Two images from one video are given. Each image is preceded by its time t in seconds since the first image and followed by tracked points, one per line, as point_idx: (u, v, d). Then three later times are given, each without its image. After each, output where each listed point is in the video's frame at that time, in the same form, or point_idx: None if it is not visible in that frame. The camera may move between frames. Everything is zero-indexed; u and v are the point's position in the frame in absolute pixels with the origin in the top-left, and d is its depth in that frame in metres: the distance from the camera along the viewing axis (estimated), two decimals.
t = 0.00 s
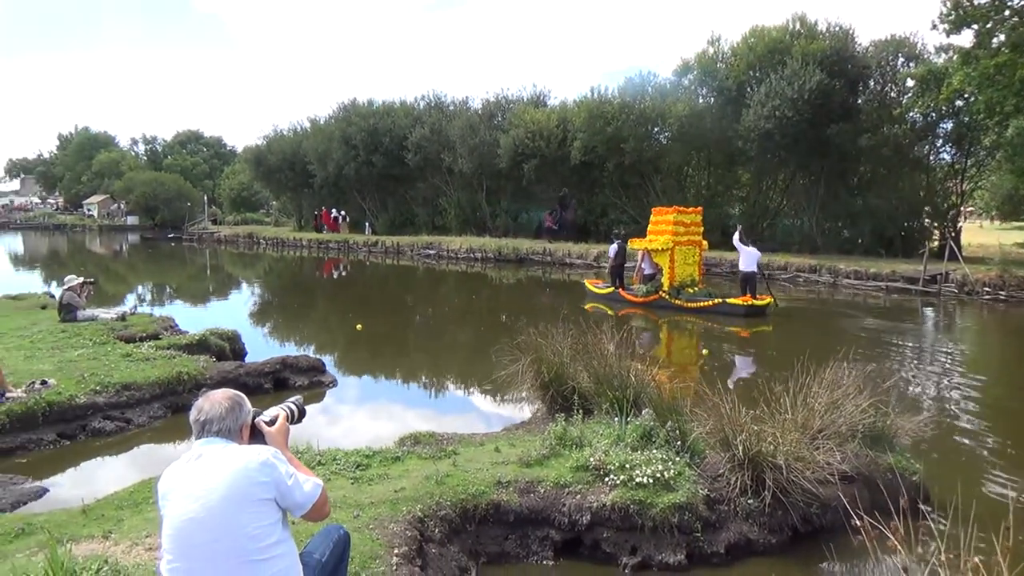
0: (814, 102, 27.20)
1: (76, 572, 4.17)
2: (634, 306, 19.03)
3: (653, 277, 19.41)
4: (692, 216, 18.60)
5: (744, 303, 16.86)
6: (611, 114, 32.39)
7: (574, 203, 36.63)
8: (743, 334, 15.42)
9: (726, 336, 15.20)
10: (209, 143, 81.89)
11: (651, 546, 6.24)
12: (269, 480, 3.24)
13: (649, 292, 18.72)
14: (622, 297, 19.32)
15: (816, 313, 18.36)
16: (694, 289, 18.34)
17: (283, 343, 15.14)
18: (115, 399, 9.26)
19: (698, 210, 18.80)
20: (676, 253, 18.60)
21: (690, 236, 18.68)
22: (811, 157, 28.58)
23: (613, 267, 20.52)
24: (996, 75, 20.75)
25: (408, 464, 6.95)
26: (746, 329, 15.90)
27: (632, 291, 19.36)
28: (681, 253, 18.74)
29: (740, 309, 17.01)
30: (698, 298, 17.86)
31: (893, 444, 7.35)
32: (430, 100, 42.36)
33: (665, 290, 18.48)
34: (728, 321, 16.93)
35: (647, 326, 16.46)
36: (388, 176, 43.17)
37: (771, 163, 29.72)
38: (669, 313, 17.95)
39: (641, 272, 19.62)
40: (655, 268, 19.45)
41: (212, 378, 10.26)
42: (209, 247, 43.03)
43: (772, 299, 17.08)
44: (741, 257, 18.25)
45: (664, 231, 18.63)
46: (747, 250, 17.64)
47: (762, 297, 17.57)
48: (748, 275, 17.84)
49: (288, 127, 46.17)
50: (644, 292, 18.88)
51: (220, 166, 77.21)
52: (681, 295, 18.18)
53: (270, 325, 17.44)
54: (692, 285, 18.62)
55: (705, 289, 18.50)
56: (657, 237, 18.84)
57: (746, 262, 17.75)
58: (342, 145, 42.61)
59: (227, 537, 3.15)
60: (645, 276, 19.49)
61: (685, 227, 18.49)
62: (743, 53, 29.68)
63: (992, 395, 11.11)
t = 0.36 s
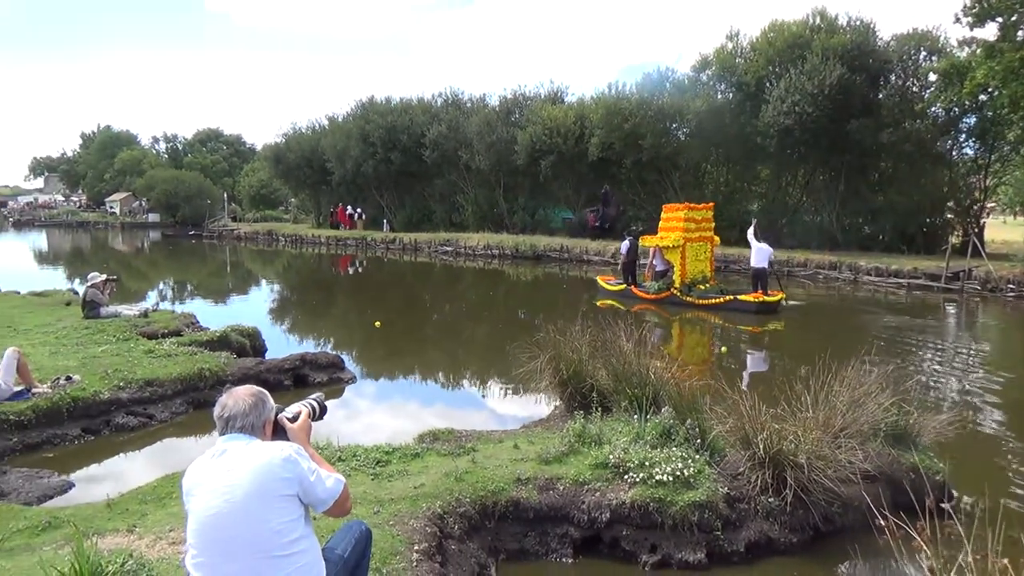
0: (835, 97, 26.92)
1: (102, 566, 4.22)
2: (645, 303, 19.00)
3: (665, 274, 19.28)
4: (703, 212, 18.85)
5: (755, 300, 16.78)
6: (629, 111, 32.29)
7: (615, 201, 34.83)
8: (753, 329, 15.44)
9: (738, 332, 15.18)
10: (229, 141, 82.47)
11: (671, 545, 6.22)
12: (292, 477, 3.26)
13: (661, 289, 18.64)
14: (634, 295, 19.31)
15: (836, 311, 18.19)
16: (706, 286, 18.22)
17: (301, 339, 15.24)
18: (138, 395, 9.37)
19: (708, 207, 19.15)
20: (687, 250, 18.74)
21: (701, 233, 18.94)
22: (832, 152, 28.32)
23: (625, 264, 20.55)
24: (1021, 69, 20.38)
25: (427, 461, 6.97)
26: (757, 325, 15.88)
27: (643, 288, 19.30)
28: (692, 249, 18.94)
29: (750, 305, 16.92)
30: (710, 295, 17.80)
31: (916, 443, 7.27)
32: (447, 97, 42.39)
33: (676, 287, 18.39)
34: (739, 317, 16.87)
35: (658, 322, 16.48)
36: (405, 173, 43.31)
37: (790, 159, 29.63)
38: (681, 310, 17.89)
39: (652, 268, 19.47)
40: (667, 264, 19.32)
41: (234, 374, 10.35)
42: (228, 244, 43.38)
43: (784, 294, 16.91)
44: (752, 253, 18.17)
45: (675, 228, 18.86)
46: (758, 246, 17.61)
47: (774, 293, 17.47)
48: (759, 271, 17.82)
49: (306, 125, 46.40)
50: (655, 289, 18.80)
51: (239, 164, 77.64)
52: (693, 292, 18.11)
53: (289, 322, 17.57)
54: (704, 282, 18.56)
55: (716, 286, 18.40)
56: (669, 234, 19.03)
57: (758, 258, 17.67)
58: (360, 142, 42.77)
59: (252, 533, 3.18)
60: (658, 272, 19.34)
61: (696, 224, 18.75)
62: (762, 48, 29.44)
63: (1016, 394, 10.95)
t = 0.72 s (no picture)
0: (856, 96, 26.63)
1: (125, 561, 4.27)
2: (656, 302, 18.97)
3: (676, 274, 19.23)
4: (714, 212, 18.81)
5: (766, 298, 16.84)
6: (647, 109, 32.17)
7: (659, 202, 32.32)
8: (764, 329, 15.36)
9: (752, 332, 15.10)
10: (248, 140, 83.10)
11: (690, 546, 6.18)
12: (312, 475, 3.28)
13: (672, 288, 18.65)
14: (646, 294, 19.25)
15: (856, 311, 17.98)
16: (717, 285, 18.37)
17: (319, 337, 15.32)
18: (160, 391, 9.46)
19: (718, 206, 19.05)
20: (698, 249, 18.67)
21: (712, 232, 18.86)
22: (853, 151, 28.04)
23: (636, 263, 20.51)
24: None
25: (445, 460, 6.98)
26: (768, 325, 15.81)
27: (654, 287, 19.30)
28: (703, 249, 18.85)
29: (762, 304, 16.96)
30: (721, 294, 17.86)
31: (940, 446, 7.17)
32: (465, 96, 42.42)
33: (687, 287, 18.42)
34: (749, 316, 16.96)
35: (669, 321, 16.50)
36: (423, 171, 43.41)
37: (810, 158, 29.36)
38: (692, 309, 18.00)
39: (663, 267, 19.37)
40: (678, 263, 19.28)
41: (254, 371, 10.41)
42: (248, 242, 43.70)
43: (795, 294, 16.93)
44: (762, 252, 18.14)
45: (686, 227, 18.72)
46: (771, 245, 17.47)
47: (785, 292, 17.49)
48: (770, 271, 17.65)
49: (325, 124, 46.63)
50: (666, 288, 18.82)
51: (259, 162, 78.19)
52: (704, 291, 18.17)
53: (307, 320, 17.66)
54: (714, 281, 18.71)
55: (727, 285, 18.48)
56: (680, 233, 18.87)
57: (769, 258, 17.62)
58: (378, 141, 42.91)
59: (273, 528, 3.20)
60: (669, 272, 19.28)
61: (707, 223, 18.65)
62: (782, 46, 29.22)
63: None
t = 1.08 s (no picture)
0: (876, 97, 26.35)
1: (144, 557, 4.30)
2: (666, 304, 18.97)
3: (687, 275, 19.51)
4: (725, 213, 18.55)
5: (777, 301, 16.71)
6: (664, 110, 32.05)
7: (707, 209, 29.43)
8: (775, 330, 15.33)
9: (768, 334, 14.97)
10: (267, 139, 83.68)
11: (707, 549, 6.15)
12: (331, 473, 3.28)
13: (683, 289, 18.75)
14: (656, 295, 19.24)
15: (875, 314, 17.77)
16: (728, 287, 18.38)
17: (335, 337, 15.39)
18: (179, 389, 9.54)
19: (729, 206, 18.82)
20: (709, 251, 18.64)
21: (723, 233, 18.71)
22: (872, 153, 27.74)
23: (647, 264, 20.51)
24: None
25: (461, 460, 6.98)
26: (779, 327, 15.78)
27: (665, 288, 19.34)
28: (714, 250, 18.70)
29: (773, 307, 16.90)
30: (731, 296, 17.92)
31: (960, 452, 7.08)
32: (482, 96, 42.42)
33: (698, 288, 18.50)
34: (760, 318, 16.87)
35: (680, 322, 16.46)
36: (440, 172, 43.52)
37: (829, 160, 29.11)
38: (702, 310, 17.99)
39: (675, 268, 19.62)
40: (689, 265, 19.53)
41: (272, 370, 10.47)
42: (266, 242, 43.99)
43: (806, 296, 16.84)
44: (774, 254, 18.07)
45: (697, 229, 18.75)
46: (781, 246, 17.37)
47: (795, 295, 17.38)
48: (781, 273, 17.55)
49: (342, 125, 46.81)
50: (677, 290, 18.87)
51: (277, 162, 78.67)
52: (714, 292, 18.23)
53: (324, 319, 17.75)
54: (725, 282, 18.61)
55: (738, 287, 18.52)
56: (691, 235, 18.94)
57: (781, 260, 17.56)
58: (395, 141, 43.02)
59: (292, 526, 3.21)
60: (680, 273, 19.53)
61: (718, 224, 18.47)
62: (801, 46, 28.99)
63: None
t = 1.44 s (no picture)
0: (895, 100, 26.09)
1: (161, 555, 4.32)
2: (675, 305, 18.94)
3: (696, 277, 19.13)
4: (735, 216, 18.80)
5: (787, 303, 16.67)
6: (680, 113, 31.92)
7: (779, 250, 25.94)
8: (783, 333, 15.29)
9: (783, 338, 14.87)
10: (284, 140, 84.23)
11: (722, 554, 6.10)
12: (348, 472, 3.28)
13: (691, 291, 18.63)
14: (665, 296, 19.22)
15: (893, 319, 17.58)
16: (736, 289, 18.37)
17: (350, 337, 15.46)
18: (196, 388, 9.61)
19: (739, 210, 19.07)
20: (718, 253, 18.71)
21: (732, 236, 18.89)
22: (891, 156, 27.48)
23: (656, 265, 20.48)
24: None
25: (475, 461, 6.98)
26: (787, 329, 15.75)
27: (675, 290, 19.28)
28: (723, 253, 18.86)
29: (782, 309, 16.85)
30: (740, 298, 17.80)
31: (980, 458, 7.00)
32: (497, 98, 42.43)
33: (707, 290, 18.45)
34: (769, 320, 16.82)
35: (687, 323, 16.47)
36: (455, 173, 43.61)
37: (847, 163, 28.87)
38: (712, 312, 17.88)
39: (684, 270, 19.25)
40: (698, 266, 19.14)
41: (288, 370, 10.51)
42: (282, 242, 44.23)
43: (816, 299, 16.77)
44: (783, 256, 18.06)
45: (705, 231, 18.79)
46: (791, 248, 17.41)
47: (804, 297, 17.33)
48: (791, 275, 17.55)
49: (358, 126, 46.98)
50: (686, 291, 18.76)
51: (293, 163, 79.14)
52: (723, 294, 18.14)
53: (338, 320, 17.83)
54: (734, 284, 18.65)
55: (747, 289, 18.51)
56: (699, 237, 19.03)
57: (791, 263, 17.54)
58: (411, 143, 43.12)
59: (309, 524, 3.21)
60: (689, 275, 19.19)
61: (727, 227, 18.66)
62: (819, 49, 28.79)
63: None
